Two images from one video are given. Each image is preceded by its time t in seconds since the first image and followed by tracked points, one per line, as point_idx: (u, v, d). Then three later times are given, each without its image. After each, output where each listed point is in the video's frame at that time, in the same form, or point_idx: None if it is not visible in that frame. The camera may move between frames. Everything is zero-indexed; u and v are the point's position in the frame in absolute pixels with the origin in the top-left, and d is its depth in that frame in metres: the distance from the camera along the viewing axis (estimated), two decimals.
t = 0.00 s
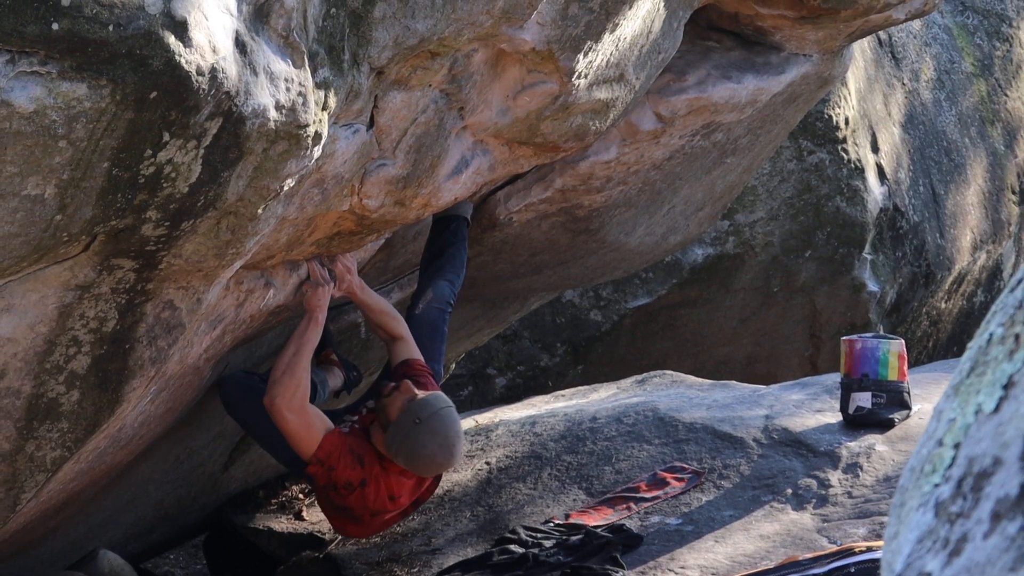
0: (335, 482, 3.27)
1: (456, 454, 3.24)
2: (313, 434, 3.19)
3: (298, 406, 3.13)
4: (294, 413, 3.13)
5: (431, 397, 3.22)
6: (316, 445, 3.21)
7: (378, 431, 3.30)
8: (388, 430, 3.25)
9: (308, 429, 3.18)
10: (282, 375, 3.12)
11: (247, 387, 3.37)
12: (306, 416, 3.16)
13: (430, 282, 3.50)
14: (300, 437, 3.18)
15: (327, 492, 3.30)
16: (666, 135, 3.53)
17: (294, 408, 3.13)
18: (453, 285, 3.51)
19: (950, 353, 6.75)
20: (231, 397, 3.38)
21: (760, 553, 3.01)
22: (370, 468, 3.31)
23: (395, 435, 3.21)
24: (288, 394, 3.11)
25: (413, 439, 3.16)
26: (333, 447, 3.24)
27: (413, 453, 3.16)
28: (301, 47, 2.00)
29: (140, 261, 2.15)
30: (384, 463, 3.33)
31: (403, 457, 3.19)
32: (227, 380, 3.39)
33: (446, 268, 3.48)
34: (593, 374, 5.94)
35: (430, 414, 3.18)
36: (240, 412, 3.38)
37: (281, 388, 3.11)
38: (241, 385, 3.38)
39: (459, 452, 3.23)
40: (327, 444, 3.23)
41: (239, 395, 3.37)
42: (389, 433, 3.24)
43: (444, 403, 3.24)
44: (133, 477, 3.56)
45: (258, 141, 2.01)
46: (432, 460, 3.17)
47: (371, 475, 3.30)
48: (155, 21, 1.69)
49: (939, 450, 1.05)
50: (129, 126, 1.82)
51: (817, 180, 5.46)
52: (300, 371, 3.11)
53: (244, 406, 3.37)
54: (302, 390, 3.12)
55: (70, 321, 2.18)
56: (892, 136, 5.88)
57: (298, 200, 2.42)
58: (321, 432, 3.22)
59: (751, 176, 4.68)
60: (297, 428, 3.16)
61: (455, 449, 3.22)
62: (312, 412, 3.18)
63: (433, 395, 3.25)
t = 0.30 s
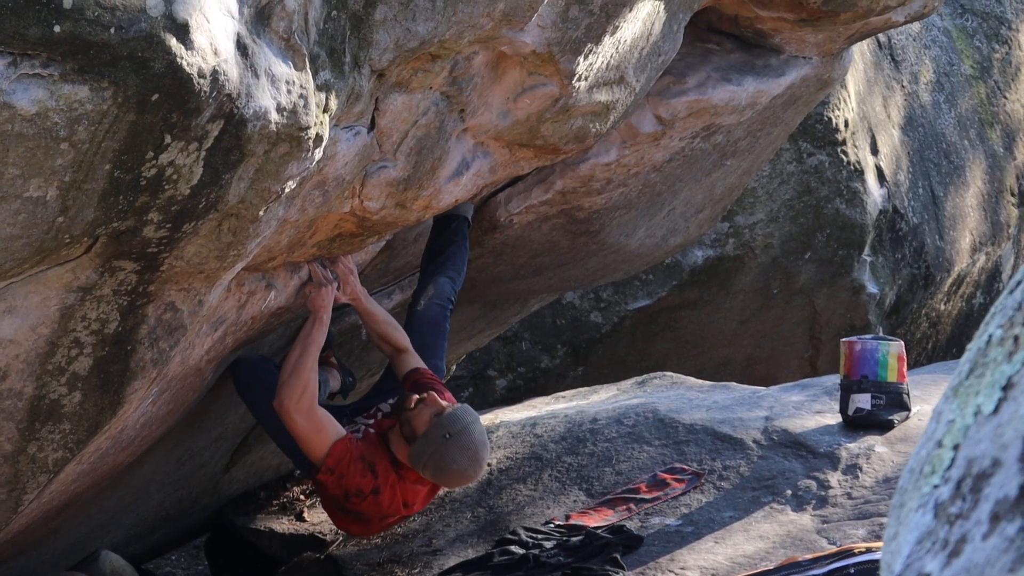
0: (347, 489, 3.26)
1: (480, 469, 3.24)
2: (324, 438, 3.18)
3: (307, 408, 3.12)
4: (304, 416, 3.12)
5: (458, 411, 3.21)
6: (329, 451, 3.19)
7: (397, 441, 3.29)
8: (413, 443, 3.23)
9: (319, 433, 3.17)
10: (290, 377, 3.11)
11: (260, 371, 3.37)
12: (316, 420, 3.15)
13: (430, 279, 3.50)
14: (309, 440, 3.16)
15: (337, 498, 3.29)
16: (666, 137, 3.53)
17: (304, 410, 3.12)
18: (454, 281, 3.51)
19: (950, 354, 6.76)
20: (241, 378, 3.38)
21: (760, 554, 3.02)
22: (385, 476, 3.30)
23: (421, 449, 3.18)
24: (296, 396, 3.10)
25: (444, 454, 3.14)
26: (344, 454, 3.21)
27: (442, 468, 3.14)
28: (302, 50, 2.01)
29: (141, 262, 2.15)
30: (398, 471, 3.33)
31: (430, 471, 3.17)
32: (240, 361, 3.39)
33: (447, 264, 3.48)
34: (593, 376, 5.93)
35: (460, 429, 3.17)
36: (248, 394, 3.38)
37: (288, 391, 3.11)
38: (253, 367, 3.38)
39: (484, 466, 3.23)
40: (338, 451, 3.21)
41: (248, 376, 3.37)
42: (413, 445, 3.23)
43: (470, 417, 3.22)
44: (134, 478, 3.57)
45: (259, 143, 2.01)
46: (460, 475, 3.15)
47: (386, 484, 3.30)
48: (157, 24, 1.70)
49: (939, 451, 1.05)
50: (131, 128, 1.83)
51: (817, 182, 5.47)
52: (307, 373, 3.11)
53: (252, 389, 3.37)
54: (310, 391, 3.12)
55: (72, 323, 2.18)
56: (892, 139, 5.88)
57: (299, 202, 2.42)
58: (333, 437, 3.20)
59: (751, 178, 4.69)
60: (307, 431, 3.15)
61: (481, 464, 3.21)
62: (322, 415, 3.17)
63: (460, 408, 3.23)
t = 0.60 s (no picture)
0: (339, 509, 3.21)
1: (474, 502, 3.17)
2: (322, 452, 3.16)
3: (309, 417, 3.12)
4: (306, 424, 3.13)
5: (455, 444, 3.14)
6: (323, 467, 3.16)
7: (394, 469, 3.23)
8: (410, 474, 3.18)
9: (318, 445, 3.16)
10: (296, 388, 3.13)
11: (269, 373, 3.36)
12: (318, 430, 3.14)
13: (429, 281, 3.49)
14: (310, 451, 3.16)
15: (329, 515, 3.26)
16: (666, 139, 3.54)
17: (308, 419, 3.13)
18: (453, 284, 3.50)
19: (949, 356, 6.76)
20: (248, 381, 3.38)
21: (761, 555, 3.03)
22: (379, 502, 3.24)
23: (417, 481, 3.13)
24: (303, 404, 3.12)
25: (439, 487, 3.09)
26: (337, 476, 3.16)
27: (436, 503, 3.08)
28: (304, 52, 2.01)
29: (143, 264, 2.16)
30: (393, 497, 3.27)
31: (424, 503, 3.12)
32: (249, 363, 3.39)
33: (446, 268, 3.48)
34: (594, 377, 5.93)
35: (455, 463, 3.11)
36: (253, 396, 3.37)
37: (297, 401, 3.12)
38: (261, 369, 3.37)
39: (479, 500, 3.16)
40: (332, 472, 3.16)
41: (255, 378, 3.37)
42: (410, 476, 3.17)
43: (468, 452, 3.16)
44: (136, 480, 3.57)
45: (261, 145, 2.02)
46: (454, 511, 3.10)
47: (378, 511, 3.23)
48: (159, 26, 1.71)
49: (938, 452, 1.06)
50: (133, 130, 1.83)
51: (816, 184, 5.47)
52: (312, 380, 3.11)
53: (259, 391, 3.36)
54: (316, 400, 3.13)
55: (74, 324, 2.19)
56: (891, 141, 5.89)
57: (300, 204, 2.43)
58: (332, 455, 3.17)
59: (751, 180, 4.69)
60: (309, 440, 3.15)
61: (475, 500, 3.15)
62: (326, 427, 3.16)
63: (456, 442, 3.17)
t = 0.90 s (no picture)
0: (341, 426, 3.26)
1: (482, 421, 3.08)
2: (331, 374, 3.25)
3: (325, 344, 3.15)
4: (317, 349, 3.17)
5: (463, 354, 3.07)
6: (332, 388, 3.26)
7: (400, 391, 3.21)
8: (417, 391, 3.12)
9: (328, 369, 3.25)
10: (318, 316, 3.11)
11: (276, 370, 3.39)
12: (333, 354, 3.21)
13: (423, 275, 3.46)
14: (320, 372, 3.25)
15: (332, 439, 3.29)
16: (666, 141, 3.55)
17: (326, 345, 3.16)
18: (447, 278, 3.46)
19: (948, 358, 6.75)
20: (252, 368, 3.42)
21: (761, 556, 3.04)
22: (382, 421, 3.26)
23: (421, 395, 3.07)
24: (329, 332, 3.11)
25: (446, 397, 3.01)
26: (342, 395, 3.25)
27: (441, 411, 3.02)
28: (305, 55, 2.02)
29: (145, 266, 2.16)
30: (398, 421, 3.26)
31: (429, 418, 3.06)
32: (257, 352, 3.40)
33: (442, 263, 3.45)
34: (594, 378, 5.91)
35: (463, 370, 3.03)
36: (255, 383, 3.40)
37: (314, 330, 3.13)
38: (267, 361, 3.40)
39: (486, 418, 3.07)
40: (340, 391, 3.25)
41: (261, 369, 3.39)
42: (416, 394, 3.12)
43: (478, 365, 3.08)
44: (137, 481, 3.58)
45: (262, 147, 2.03)
46: (459, 421, 3.02)
47: (382, 429, 3.26)
48: (160, 29, 1.71)
49: (937, 454, 1.06)
50: (134, 132, 1.84)
51: (816, 186, 5.48)
52: (348, 319, 3.07)
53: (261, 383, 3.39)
54: (333, 337, 3.14)
55: (76, 326, 2.19)
56: (891, 143, 5.89)
57: (302, 206, 2.43)
58: (341, 374, 3.26)
59: (751, 182, 4.70)
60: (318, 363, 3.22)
61: (481, 416, 3.06)
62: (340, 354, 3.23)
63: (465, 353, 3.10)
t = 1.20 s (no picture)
0: (352, 387, 3.19)
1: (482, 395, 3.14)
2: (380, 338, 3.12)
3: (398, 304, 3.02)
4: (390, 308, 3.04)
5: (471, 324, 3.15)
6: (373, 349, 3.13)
7: (407, 361, 3.26)
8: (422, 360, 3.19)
9: (380, 332, 3.10)
10: (403, 271, 3.00)
11: (296, 357, 3.53)
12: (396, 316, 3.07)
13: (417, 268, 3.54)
14: (376, 330, 3.09)
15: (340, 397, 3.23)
16: (666, 144, 3.55)
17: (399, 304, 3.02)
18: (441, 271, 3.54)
19: (947, 360, 6.76)
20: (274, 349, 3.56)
21: (760, 557, 3.04)
22: (394, 390, 3.23)
23: (432, 363, 3.12)
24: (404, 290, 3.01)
25: (451, 362, 3.08)
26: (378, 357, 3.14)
27: (449, 378, 3.07)
28: (306, 57, 2.03)
29: (146, 268, 2.17)
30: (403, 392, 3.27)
31: (436, 388, 3.11)
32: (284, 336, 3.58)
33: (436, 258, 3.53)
34: (595, 380, 5.90)
35: (470, 339, 3.10)
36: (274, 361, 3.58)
37: (392, 283, 3.01)
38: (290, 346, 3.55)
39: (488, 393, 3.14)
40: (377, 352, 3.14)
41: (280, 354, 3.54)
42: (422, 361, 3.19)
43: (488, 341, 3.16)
44: (139, 482, 3.58)
45: (264, 150, 2.03)
46: (462, 391, 3.08)
47: (390, 398, 3.23)
48: (162, 32, 1.72)
49: (937, 455, 1.07)
50: (136, 134, 1.84)
51: (815, 188, 5.48)
52: (422, 273, 3.02)
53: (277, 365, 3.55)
54: (415, 292, 3.03)
55: (78, 327, 2.20)
56: (890, 145, 5.89)
57: (303, 208, 2.44)
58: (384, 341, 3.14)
59: (752, 183, 4.70)
60: (379, 321, 3.07)
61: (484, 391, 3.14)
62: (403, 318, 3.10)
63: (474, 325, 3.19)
